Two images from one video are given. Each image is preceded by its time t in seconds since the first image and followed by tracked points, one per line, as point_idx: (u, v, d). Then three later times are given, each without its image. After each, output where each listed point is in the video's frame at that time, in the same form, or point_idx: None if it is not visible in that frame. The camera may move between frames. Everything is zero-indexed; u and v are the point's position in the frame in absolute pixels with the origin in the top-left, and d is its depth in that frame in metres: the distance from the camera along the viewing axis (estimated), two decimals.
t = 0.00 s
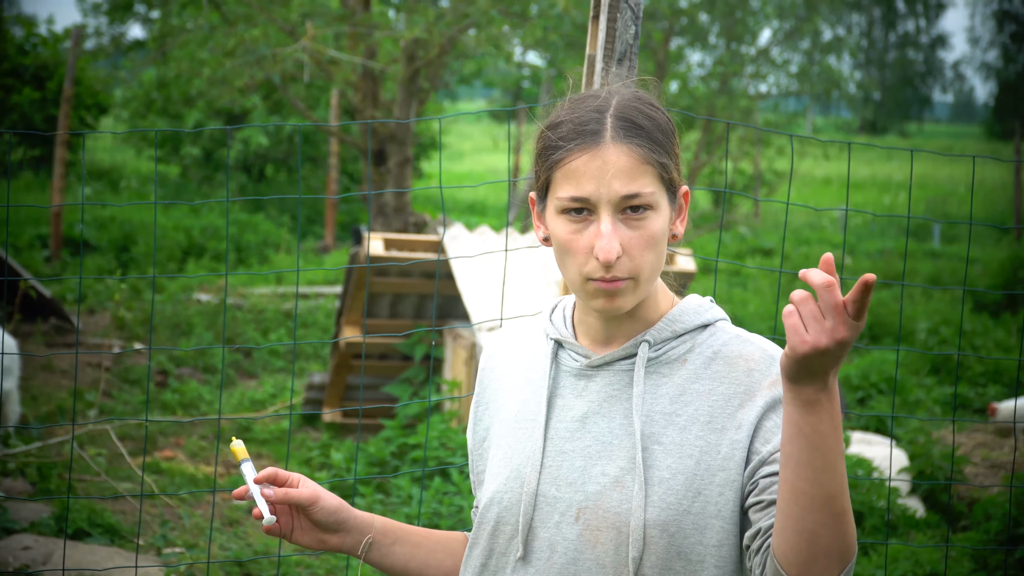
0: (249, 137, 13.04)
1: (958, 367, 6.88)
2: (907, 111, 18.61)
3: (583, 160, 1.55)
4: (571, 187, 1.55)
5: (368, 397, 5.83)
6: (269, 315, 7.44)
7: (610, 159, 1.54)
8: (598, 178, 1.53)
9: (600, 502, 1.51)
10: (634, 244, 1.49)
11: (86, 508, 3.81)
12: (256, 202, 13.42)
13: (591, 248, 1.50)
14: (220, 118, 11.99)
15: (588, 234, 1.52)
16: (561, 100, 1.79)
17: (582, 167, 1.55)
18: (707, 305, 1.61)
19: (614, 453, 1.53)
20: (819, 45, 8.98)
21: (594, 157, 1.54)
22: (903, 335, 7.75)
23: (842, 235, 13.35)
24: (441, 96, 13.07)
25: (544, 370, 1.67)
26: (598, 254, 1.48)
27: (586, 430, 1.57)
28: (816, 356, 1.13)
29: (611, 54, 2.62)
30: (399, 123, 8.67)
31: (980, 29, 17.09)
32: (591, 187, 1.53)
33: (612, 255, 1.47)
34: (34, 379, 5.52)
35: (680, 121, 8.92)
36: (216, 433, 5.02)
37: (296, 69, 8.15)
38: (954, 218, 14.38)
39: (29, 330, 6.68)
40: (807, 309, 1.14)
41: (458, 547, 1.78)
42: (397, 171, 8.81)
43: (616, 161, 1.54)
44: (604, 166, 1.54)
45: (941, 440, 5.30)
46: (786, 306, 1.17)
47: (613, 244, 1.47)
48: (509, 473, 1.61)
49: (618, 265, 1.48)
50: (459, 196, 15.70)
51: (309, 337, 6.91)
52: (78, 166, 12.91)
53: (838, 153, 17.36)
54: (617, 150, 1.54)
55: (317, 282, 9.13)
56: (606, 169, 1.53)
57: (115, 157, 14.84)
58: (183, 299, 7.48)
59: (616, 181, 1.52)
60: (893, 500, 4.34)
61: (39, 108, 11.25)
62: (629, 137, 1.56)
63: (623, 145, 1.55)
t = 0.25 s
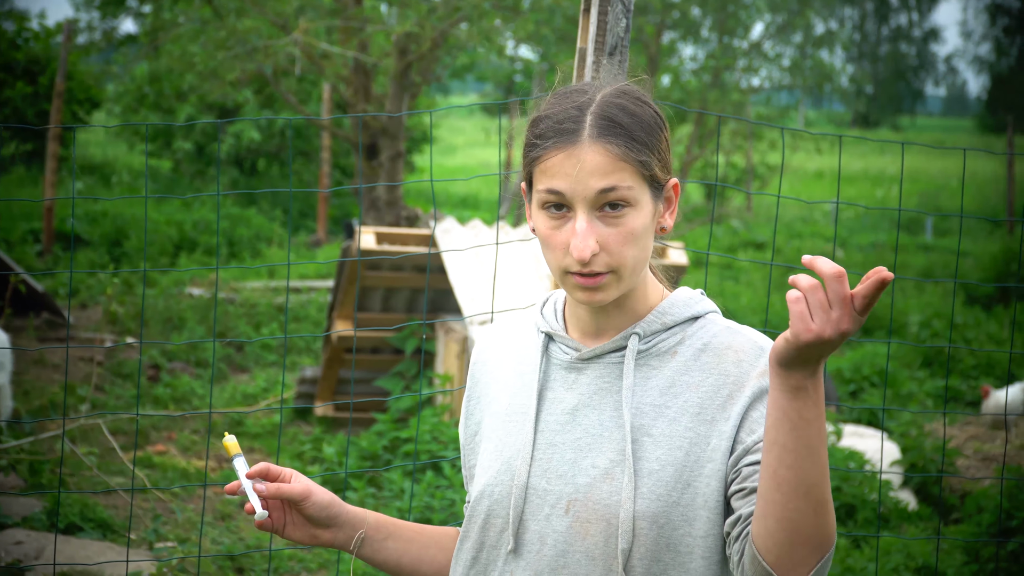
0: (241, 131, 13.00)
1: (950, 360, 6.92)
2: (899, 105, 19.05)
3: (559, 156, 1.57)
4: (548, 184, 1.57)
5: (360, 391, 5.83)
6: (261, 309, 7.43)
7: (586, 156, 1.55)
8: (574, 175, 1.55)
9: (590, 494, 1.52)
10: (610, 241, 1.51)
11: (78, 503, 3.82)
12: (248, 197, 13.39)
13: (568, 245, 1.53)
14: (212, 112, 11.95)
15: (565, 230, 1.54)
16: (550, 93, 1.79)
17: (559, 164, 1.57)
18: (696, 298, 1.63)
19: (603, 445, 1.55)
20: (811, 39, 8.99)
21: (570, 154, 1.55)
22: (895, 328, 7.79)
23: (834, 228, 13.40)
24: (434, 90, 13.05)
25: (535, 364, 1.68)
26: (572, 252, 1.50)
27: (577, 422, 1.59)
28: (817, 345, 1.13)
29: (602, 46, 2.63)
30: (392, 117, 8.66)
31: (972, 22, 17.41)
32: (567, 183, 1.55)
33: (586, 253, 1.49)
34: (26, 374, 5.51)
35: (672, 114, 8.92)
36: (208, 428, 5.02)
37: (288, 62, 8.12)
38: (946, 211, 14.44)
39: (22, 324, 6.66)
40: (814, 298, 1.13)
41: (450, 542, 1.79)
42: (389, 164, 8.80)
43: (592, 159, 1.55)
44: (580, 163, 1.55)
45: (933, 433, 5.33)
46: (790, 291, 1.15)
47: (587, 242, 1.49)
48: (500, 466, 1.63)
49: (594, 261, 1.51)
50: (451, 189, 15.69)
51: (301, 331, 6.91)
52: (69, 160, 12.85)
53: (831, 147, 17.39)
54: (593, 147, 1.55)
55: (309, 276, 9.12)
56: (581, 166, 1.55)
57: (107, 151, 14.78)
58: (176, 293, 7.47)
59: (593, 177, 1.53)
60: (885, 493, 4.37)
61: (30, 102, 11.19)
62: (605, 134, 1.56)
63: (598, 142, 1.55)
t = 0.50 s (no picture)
0: (234, 130, 12.97)
1: (943, 354, 6.95)
2: (891, 99, 19.15)
3: (537, 150, 1.58)
4: (528, 178, 1.59)
5: (354, 389, 5.84)
6: (255, 308, 7.43)
7: (563, 149, 1.56)
8: (552, 168, 1.56)
9: (580, 490, 1.53)
10: (589, 234, 1.52)
11: (73, 503, 3.82)
12: (240, 195, 13.37)
13: (547, 238, 1.54)
14: (204, 111, 11.93)
15: (545, 223, 1.56)
16: (532, 88, 1.80)
17: (537, 158, 1.58)
18: (683, 292, 1.64)
19: (592, 441, 1.56)
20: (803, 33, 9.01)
21: (547, 147, 1.57)
22: (888, 322, 7.82)
23: (826, 223, 13.44)
24: (426, 87, 13.04)
25: (525, 361, 1.69)
26: (552, 244, 1.52)
27: (566, 418, 1.60)
28: (803, 337, 1.14)
29: (591, 42, 2.64)
30: (384, 115, 8.65)
31: (964, 15, 17.54)
32: (545, 177, 1.56)
33: (566, 245, 1.50)
34: (20, 374, 5.50)
35: (665, 110, 8.94)
36: (202, 427, 5.02)
37: (279, 61, 8.10)
38: (938, 205, 14.50)
39: (15, 325, 6.66)
40: (802, 291, 1.14)
41: (447, 542, 1.79)
42: (381, 162, 8.79)
43: (569, 151, 1.56)
44: (557, 157, 1.56)
45: (927, 426, 5.36)
46: (780, 281, 1.16)
47: (566, 235, 1.51)
48: (491, 464, 1.64)
49: (574, 254, 1.52)
50: (444, 186, 15.68)
51: (296, 329, 6.91)
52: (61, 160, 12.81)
53: (824, 142, 17.44)
54: (570, 140, 1.56)
55: (303, 274, 9.12)
56: (559, 159, 1.56)
57: (99, 151, 14.74)
58: (170, 292, 7.46)
59: (571, 171, 1.55)
60: (880, 487, 4.39)
61: (21, 102, 11.16)
62: (583, 126, 1.57)
63: (575, 135, 1.56)
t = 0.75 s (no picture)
0: (231, 129, 12.96)
1: (940, 355, 6.97)
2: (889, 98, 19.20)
3: (534, 147, 1.59)
4: (524, 175, 1.60)
5: (351, 388, 5.84)
6: (252, 307, 7.43)
7: (560, 147, 1.56)
8: (547, 165, 1.57)
9: (574, 490, 1.54)
10: (586, 232, 1.53)
11: (70, 501, 3.82)
12: (238, 194, 13.36)
13: (542, 236, 1.55)
14: (202, 109, 11.93)
15: (540, 220, 1.56)
16: (529, 87, 1.81)
17: (533, 155, 1.58)
18: (677, 292, 1.65)
19: (586, 441, 1.57)
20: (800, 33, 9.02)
21: (544, 145, 1.57)
22: (886, 322, 7.84)
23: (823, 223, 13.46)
24: (423, 86, 13.04)
25: (519, 362, 1.70)
26: (547, 241, 1.52)
27: (560, 419, 1.60)
28: (754, 311, 1.17)
29: (588, 42, 2.64)
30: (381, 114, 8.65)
31: (961, 15, 17.61)
32: (541, 175, 1.57)
33: (559, 242, 1.51)
34: (17, 373, 5.50)
35: (662, 109, 8.94)
36: (200, 426, 5.03)
37: (277, 60, 8.10)
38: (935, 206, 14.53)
39: (12, 323, 6.66)
40: (744, 266, 1.17)
41: (443, 543, 1.80)
42: (379, 161, 8.79)
43: (566, 149, 1.56)
44: (553, 154, 1.57)
45: (924, 427, 5.38)
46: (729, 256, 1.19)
47: (560, 233, 1.51)
48: (486, 464, 1.64)
49: (569, 250, 1.53)
50: (441, 186, 15.69)
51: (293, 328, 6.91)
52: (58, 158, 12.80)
53: (821, 141, 17.46)
54: (567, 139, 1.56)
55: (300, 273, 9.12)
56: (555, 156, 1.56)
57: (96, 149, 14.72)
58: (167, 291, 7.47)
59: (567, 168, 1.55)
60: (877, 488, 4.40)
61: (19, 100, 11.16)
62: (580, 125, 1.58)
63: (573, 133, 1.57)
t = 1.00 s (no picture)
0: (235, 131, 12.98)
1: (945, 356, 6.95)
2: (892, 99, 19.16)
3: (553, 151, 1.57)
4: (541, 179, 1.58)
5: (355, 390, 5.84)
6: (257, 308, 7.43)
7: (579, 150, 1.56)
8: (569, 169, 1.55)
9: (577, 492, 1.53)
10: (606, 234, 1.52)
11: (75, 503, 3.82)
12: (242, 196, 13.38)
13: (563, 239, 1.53)
14: (206, 111, 11.95)
15: (560, 224, 1.54)
16: (530, 91, 1.80)
17: (553, 159, 1.57)
18: (676, 293, 1.64)
19: (588, 441, 1.55)
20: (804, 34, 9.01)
21: (564, 148, 1.56)
22: (891, 324, 7.82)
23: (828, 224, 13.44)
24: (427, 87, 13.06)
25: (520, 364, 1.69)
26: (570, 245, 1.51)
27: (562, 420, 1.59)
28: (826, 335, 1.11)
29: (592, 46, 2.64)
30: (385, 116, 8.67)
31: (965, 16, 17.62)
32: (561, 179, 1.55)
33: (584, 245, 1.50)
34: (22, 374, 5.50)
35: (666, 111, 8.93)
36: (204, 428, 5.03)
37: (281, 62, 8.11)
38: (940, 207, 14.50)
39: (17, 325, 6.66)
40: (816, 292, 1.12)
41: (445, 544, 1.79)
42: (383, 163, 8.80)
43: (586, 152, 1.55)
44: (574, 157, 1.55)
45: (929, 429, 5.36)
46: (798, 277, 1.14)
47: (584, 235, 1.50)
48: (488, 467, 1.64)
49: (590, 254, 1.51)
50: (445, 187, 15.70)
51: (297, 330, 6.92)
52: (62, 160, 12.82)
53: (825, 142, 17.44)
54: (587, 142, 1.56)
55: (305, 275, 9.13)
56: (576, 159, 1.55)
57: (100, 151, 14.75)
58: (172, 293, 7.47)
59: (588, 171, 1.54)
60: (882, 490, 4.39)
61: (24, 102, 11.19)
62: (598, 128, 1.57)
63: (592, 136, 1.56)
